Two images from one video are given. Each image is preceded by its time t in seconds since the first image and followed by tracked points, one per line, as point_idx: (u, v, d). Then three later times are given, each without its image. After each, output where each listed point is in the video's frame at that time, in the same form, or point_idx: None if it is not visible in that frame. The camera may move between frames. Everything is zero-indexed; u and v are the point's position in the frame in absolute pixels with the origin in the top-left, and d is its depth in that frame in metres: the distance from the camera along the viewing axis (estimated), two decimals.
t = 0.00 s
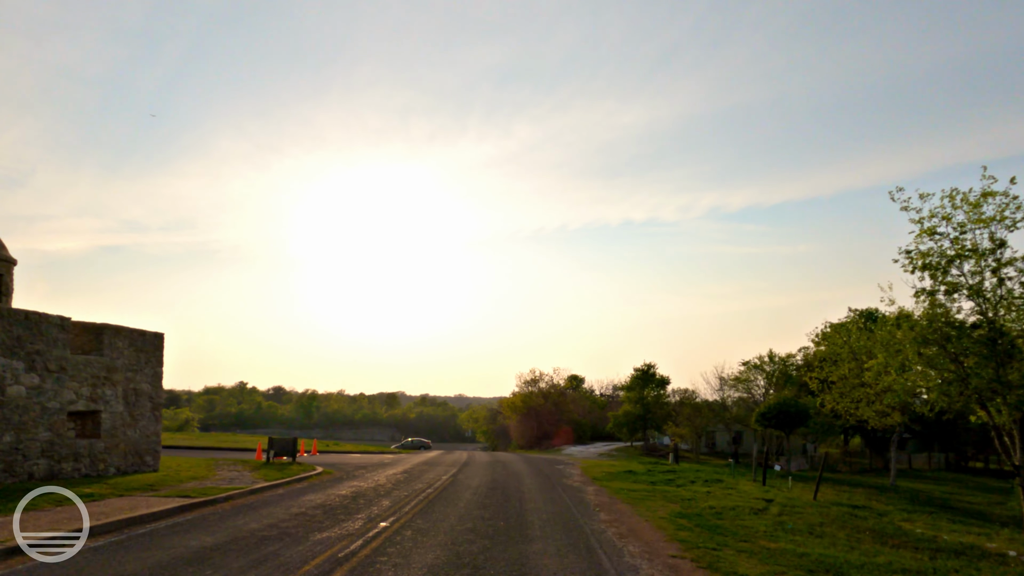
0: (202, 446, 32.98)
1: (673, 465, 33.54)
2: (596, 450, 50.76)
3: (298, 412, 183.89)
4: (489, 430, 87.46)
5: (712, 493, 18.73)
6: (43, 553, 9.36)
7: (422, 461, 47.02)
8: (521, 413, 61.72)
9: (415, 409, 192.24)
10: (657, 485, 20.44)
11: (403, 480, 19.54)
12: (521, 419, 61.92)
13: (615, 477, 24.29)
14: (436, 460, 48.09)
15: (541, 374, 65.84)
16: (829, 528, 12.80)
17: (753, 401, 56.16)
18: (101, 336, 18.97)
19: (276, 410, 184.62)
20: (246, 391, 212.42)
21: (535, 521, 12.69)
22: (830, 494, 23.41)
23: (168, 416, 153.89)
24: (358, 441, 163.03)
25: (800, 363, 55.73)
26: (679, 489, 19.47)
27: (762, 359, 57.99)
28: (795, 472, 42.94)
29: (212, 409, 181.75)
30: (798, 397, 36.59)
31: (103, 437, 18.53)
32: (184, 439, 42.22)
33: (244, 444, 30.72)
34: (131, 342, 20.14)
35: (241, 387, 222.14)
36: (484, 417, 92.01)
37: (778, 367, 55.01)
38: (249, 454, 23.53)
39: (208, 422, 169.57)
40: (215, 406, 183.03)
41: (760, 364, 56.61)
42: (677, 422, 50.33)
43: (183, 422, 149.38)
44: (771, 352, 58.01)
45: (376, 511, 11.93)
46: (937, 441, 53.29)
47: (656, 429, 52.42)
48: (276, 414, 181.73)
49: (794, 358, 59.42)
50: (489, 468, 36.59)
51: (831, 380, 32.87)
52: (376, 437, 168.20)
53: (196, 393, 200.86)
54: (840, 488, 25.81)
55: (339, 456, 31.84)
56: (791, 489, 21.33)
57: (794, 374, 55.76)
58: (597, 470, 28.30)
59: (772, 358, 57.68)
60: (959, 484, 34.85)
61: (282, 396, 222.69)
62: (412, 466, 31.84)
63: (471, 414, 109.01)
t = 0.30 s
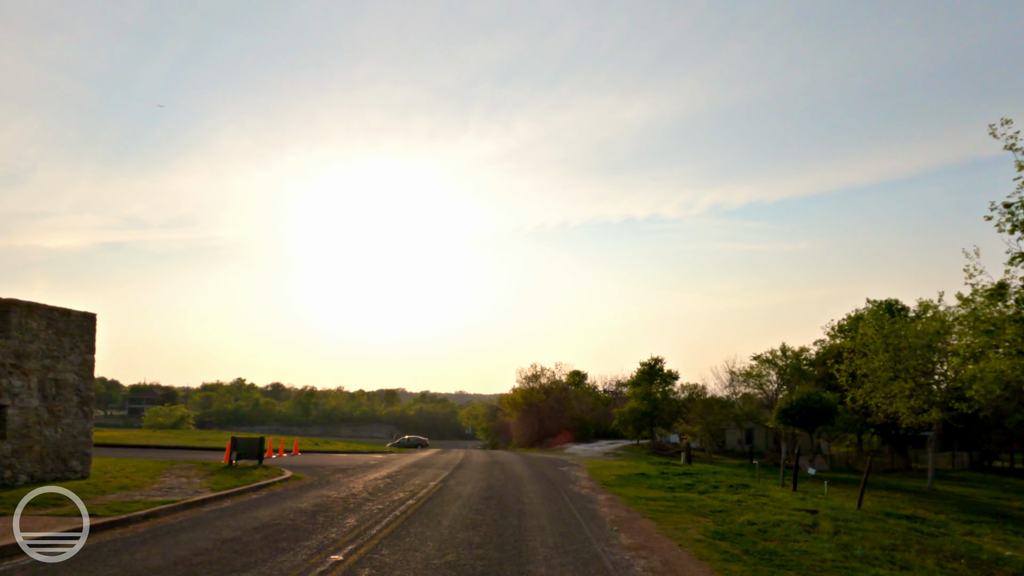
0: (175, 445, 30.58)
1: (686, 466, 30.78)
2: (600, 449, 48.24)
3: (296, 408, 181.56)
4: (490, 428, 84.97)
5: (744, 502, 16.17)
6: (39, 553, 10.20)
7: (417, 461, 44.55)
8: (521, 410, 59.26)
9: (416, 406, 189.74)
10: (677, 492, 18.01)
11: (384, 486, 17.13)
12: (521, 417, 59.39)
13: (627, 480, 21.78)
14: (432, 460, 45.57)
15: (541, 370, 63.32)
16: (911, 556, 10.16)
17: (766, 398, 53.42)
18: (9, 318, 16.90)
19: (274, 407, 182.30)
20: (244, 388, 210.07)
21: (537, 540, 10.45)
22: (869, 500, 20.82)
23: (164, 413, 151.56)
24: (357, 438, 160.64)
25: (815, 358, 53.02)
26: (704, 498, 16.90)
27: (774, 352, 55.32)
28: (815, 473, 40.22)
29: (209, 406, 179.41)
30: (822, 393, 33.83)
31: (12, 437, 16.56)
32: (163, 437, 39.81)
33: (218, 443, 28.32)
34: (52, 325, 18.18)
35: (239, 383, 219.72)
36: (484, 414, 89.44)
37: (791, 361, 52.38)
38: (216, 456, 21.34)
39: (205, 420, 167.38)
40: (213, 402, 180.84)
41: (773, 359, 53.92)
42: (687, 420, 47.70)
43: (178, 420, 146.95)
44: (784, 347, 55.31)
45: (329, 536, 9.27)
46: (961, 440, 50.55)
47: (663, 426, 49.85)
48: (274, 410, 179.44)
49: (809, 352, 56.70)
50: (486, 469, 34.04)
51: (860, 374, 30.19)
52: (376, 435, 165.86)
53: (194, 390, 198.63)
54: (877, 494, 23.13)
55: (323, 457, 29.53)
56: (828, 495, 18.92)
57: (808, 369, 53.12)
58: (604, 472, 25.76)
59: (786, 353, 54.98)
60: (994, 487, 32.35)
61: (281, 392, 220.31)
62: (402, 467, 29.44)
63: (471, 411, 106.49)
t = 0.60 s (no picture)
0: (139, 447, 27.97)
1: (703, 472, 27.92)
2: (605, 450, 45.49)
3: (293, 407, 179.04)
4: (488, 427, 82.32)
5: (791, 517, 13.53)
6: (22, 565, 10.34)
7: (410, 466, 41.73)
8: (521, 410, 56.60)
9: (414, 405, 187.15)
10: (703, 507, 15.37)
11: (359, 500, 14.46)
12: (521, 417, 56.63)
13: (642, 490, 19.09)
14: (427, 465, 42.74)
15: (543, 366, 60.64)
16: None
17: (779, 396, 50.68)
18: None
19: (270, 406, 179.72)
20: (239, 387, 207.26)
21: None
22: (923, 510, 18.14)
23: (156, 412, 148.66)
24: (354, 437, 158.04)
25: (830, 354, 50.41)
26: (738, 513, 14.25)
27: (785, 349, 52.67)
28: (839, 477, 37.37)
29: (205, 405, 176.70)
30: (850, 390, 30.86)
31: None
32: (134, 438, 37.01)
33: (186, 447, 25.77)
34: None
35: (236, 382, 216.92)
36: (483, 413, 86.68)
37: (805, 358, 49.76)
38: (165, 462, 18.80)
39: (201, 419, 164.75)
40: (209, 401, 178.20)
41: (786, 356, 51.34)
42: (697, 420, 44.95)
43: (173, 419, 144.22)
44: (797, 343, 52.80)
45: None
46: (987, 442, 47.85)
47: (671, 426, 47.16)
48: (270, 409, 176.87)
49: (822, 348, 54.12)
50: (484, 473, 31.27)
51: (894, 368, 27.46)
52: (373, 434, 163.32)
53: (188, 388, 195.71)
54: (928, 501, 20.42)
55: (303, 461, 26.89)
56: (877, 509, 16.38)
57: (822, 365, 50.50)
58: (612, 479, 23.05)
59: (798, 349, 52.42)
60: None
61: (277, 392, 217.54)
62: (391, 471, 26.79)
63: (470, 410, 103.72)
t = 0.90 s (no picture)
0: (101, 450, 25.39)
1: (723, 478, 25.16)
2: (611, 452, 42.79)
3: (291, 407, 176.52)
4: (489, 427, 79.67)
5: (859, 544, 10.87)
6: (46, 555, 9.39)
7: (402, 470, 38.89)
8: (522, 409, 53.92)
9: (414, 405, 184.41)
10: (742, 525, 12.66)
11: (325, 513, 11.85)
12: (522, 417, 53.86)
13: (660, 500, 16.36)
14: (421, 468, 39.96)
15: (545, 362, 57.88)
16: None
17: (795, 395, 47.93)
18: None
19: (268, 406, 177.19)
20: (237, 387, 204.78)
21: None
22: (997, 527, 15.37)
23: (151, 411, 146.12)
24: (353, 437, 155.42)
25: (849, 351, 47.67)
26: (791, 537, 11.56)
27: (800, 346, 49.80)
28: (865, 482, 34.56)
29: (202, 405, 174.09)
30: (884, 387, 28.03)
31: None
32: (106, 440, 34.46)
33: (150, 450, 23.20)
34: None
35: (235, 382, 214.37)
36: (483, 412, 83.83)
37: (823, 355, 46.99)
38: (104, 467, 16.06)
39: (197, 419, 162.26)
40: (206, 401, 175.77)
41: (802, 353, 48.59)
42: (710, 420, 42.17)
43: (168, 418, 141.61)
44: (813, 339, 50.07)
45: None
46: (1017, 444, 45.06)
47: (681, 426, 44.39)
48: (268, 409, 174.35)
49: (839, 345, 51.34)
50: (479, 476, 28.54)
51: (936, 361, 24.73)
52: (372, 434, 160.70)
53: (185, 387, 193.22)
54: (994, 516, 17.66)
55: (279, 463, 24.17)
56: (946, 527, 13.81)
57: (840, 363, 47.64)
58: (625, 486, 20.27)
59: (815, 346, 49.68)
60: None
61: (276, 391, 215.02)
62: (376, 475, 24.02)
63: (470, 409, 100.90)
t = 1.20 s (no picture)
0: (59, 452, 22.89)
1: (751, 482, 22.47)
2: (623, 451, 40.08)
3: (291, 404, 174.27)
4: (491, 425, 77.02)
5: None
6: (47, 555, 9.57)
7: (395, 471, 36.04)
8: (525, 406, 51.28)
9: (416, 402, 181.99)
10: (807, 551, 10.02)
11: (283, 533, 9.40)
12: (525, 414, 51.20)
13: (690, 514, 13.62)
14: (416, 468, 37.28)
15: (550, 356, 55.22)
16: None
17: (815, 392, 45.16)
18: None
19: (268, 403, 174.93)
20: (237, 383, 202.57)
21: None
22: None
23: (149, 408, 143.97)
24: (353, 435, 153.02)
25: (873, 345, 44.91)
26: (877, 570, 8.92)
27: (820, 339, 47.14)
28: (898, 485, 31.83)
29: (201, 402, 171.83)
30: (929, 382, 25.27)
31: None
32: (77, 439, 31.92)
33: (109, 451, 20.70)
34: None
35: (235, 378, 212.05)
36: (485, 409, 81.13)
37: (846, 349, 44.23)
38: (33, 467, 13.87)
39: (196, 416, 160.04)
40: (205, 398, 173.59)
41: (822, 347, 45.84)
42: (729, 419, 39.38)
43: (165, 415, 139.22)
44: (834, 332, 47.32)
45: None
46: None
47: (694, 424, 41.68)
48: (268, 406, 172.13)
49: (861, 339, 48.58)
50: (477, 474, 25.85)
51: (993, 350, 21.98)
52: (373, 432, 158.32)
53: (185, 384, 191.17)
54: None
55: (254, 464, 21.61)
56: None
57: (864, 357, 44.93)
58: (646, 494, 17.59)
59: (836, 340, 46.93)
60: None
61: (277, 388, 212.86)
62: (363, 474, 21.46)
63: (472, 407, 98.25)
